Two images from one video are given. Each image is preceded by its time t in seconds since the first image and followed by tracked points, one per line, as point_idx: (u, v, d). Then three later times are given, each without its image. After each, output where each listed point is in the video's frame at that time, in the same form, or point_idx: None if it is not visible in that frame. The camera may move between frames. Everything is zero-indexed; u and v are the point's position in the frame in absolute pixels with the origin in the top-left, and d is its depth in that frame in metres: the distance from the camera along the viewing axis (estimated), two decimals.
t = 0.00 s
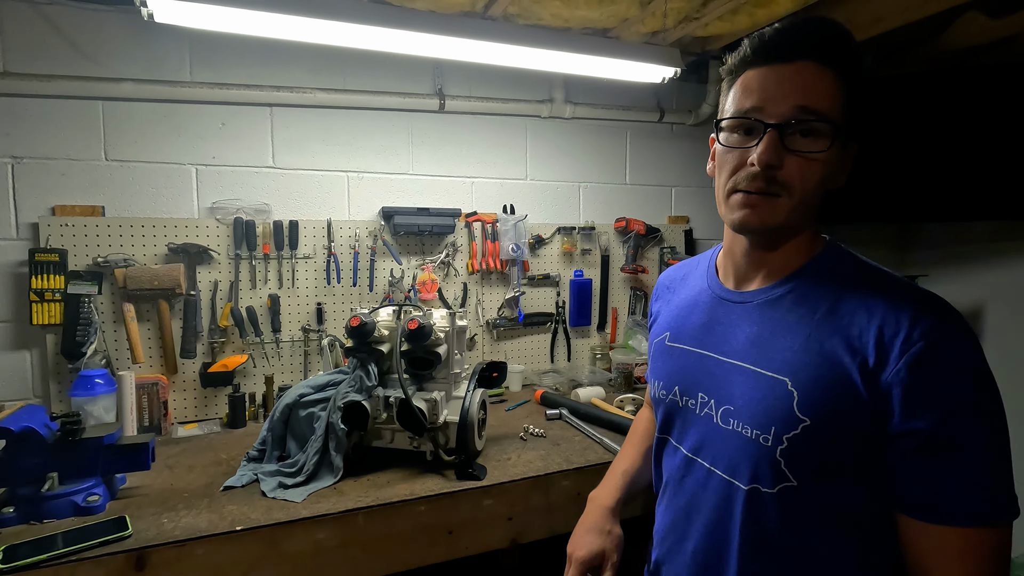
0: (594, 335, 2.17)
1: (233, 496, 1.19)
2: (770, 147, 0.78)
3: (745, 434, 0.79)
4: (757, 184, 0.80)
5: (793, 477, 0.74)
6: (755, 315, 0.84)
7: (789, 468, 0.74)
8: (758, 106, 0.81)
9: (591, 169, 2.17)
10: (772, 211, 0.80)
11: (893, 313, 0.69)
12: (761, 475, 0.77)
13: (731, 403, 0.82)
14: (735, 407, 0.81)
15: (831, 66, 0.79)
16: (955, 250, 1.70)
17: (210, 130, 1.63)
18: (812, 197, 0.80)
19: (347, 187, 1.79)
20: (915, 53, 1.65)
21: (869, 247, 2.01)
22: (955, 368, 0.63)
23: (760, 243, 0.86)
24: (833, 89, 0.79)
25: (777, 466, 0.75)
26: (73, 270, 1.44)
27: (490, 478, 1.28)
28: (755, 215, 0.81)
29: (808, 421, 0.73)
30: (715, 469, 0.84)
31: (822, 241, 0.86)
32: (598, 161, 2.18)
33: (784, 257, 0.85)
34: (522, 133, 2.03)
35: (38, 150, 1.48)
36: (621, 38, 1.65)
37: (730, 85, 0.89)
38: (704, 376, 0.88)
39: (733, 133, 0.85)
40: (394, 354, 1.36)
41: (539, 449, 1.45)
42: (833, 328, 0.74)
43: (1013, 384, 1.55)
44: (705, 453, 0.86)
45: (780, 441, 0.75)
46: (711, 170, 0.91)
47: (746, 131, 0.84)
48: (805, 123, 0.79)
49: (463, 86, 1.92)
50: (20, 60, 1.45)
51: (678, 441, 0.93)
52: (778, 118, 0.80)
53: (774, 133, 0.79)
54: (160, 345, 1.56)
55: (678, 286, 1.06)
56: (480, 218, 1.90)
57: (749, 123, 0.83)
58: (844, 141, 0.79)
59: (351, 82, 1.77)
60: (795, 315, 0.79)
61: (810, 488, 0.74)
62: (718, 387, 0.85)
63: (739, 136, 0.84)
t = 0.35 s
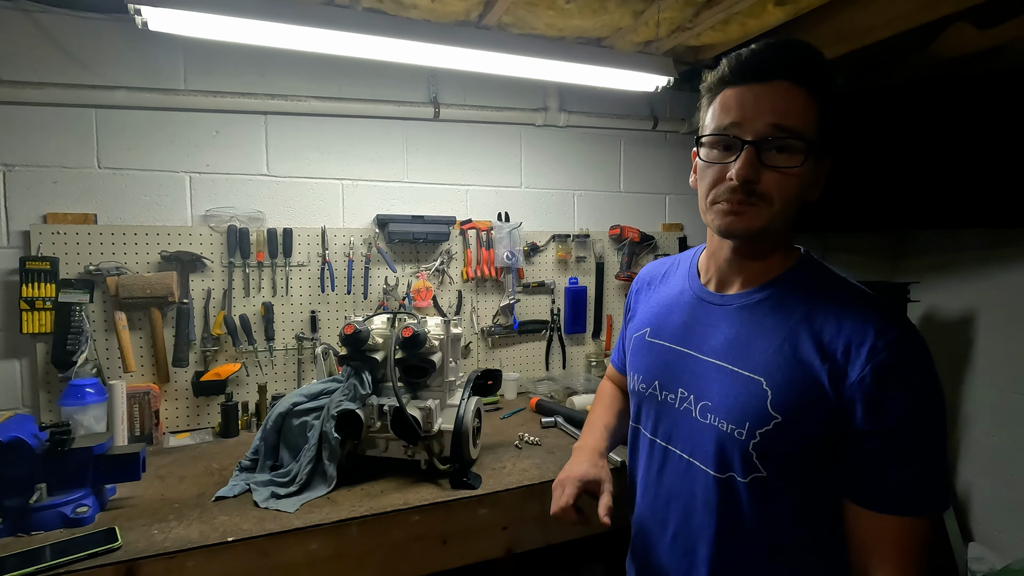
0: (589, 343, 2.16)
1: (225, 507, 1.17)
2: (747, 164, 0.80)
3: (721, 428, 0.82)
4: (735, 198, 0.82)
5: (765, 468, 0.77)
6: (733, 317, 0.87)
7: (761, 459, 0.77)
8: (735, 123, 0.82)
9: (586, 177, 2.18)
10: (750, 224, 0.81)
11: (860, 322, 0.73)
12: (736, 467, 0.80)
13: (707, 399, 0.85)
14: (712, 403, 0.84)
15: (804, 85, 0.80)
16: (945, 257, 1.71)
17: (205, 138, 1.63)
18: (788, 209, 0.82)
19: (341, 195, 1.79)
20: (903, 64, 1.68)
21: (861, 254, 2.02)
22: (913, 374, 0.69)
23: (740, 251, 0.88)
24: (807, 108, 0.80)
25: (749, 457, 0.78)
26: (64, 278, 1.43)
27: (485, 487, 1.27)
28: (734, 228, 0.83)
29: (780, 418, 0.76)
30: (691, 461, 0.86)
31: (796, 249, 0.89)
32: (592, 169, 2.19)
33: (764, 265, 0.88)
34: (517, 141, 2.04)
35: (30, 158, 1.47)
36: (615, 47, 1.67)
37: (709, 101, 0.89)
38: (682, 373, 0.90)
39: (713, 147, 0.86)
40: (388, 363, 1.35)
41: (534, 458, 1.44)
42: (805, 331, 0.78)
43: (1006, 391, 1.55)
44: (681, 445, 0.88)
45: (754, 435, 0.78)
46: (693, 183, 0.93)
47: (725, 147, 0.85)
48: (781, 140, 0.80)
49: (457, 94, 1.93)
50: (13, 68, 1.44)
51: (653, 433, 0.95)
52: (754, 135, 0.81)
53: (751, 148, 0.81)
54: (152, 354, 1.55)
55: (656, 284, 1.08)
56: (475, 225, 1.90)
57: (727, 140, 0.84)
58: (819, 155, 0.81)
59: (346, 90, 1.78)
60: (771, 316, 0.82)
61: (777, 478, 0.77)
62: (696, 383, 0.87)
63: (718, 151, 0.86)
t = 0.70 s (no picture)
0: (585, 348, 2.16)
1: (218, 515, 1.16)
2: (686, 186, 0.84)
3: (704, 424, 0.82)
4: (680, 218, 0.86)
5: (747, 456, 0.78)
6: (706, 319, 0.88)
7: (744, 448, 0.78)
8: (668, 151, 0.87)
9: (582, 182, 2.19)
10: (696, 240, 0.85)
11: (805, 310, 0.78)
12: (721, 462, 0.80)
13: (688, 399, 0.85)
14: (693, 404, 0.84)
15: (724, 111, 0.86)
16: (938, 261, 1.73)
17: (200, 143, 1.63)
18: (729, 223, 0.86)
19: (337, 200, 1.79)
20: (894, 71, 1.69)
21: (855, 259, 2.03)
22: (857, 351, 0.73)
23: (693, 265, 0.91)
24: (732, 134, 0.85)
25: (733, 450, 0.79)
26: (57, 284, 1.42)
27: (481, 493, 1.26)
28: (683, 246, 0.86)
29: (754, 410, 0.78)
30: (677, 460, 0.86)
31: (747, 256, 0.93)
32: (588, 175, 2.19)
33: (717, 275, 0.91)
34: (513, 147, 2.05)
35: (24, 163, 1.46)
36: (611, 53, 1.68)
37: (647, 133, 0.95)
38: (661, 378, 0.90)
39: (655, 175, 0.90)
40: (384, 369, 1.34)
41: (530, 464, 1.44)
42: (767, 325, 0.80)
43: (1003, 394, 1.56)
44: (665, 446, 0.88)
45: (735, 428, 0.79)
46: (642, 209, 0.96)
47: (666, 174, 0.89)
48: (714, 163, 0.85)
49: (454, 100, 1.94)
50: (6, 73, 1.44)
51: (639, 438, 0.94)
52: (690, 161, 0.85)
53: (689, 173, 0.85)
54: (146, 360, 1.53)
55: (623, 301, 1.09)
56: (471, 230, 1.91)
57: (665, 167, 0.88)
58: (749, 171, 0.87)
59: (342, 96, 1.78)
60: (738, 314, 0.84)
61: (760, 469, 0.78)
62: (675, 385, 0.88)
63: (661, 178, 0.89)
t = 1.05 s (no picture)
0: (582, 350, 2.16)
1: (211, 519, 1.15)
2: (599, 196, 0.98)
3: (665, 415, 0.85)
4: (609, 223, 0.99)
5: (700, 450, 0.80)
6: (681, 315, 0.90)
7: (697, 443, 0.80)
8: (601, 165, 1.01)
9: (578, 184, 2.19)
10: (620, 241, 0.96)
11: (785, 310, 0.77)
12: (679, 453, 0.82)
13: (657, 391, 0.88)
14: (658, 395, 0.87)
15: (650, 117, 0.93)
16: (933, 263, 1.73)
17: (193, 145, 1.62)
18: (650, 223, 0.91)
19: (332, 202, 1.78)
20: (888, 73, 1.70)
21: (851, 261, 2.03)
22: (836, 354, 0.72)
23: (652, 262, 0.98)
24: (636, 143, 0.92)
25: (686, 443, 0.81)
26: (49, 287, 1.42)
27: (476, 496, 1.26)
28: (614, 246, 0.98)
29: (710, 404, 0.79)
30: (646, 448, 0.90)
31: (710, 250, 0.91)
32: (584, 177, 2.20)
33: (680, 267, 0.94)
34: (508, 149, 2.05)
35: (16, 166, 1.45)
36: (606, 55, 1.68)
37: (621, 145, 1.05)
38: (640, 368, 0.94)
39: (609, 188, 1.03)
40: (378, 372, 1.34)
41: (526, 467, 1.43)
42: (735, 323, 0.81)
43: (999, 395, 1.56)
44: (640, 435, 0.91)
45: (689, 420, 0.81)
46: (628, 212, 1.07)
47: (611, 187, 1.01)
48: (623, 174, 0.93)
49: (449, 102, 1.93)
50: None
51: (620, 426, 0.99)
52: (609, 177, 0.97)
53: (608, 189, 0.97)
54: (139, 364, 1.52)
55: (636, 291, 1.12)
56: (467, 233, 1.90)
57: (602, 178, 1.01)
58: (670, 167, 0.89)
59: (337, 99, 1.78)
60: (711, 310, 0.86)
61: (715, 466, 0.79)
62: (650, 377, 0.91)
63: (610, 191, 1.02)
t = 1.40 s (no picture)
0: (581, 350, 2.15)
1: (209, 519, 1.15)
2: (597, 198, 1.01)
3: (648, 419, 0.87)
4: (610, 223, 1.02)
5: (672, 458, 0.81)
6: (672, 316, 0.91)
7: (669, 451, 0.81)
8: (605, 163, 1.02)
9: (577, 184, 2.19)
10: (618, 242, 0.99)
11: (765, 324, 0.73)
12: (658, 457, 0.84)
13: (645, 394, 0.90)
14: (646, 397, 0.89)
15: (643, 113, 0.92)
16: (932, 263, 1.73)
17: (192, 144, 1.62)
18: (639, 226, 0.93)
19: (331, 201, 1.78)
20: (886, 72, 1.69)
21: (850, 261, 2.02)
22: (803, 375, 0.67)
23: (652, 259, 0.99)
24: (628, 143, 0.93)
25: (661, 450, 0.83)
26: (47, 287, 1.41)
27: (475, 496, 1.26)
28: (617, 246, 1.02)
29: (682, 412, 0.80)
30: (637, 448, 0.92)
31: (702, 251, 0.89)
32: (583, 177, 2.20)
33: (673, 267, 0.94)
34: (507, 148, 2.05)
35: (13, 165, 1.45)
36: (605, 54, 1.68)
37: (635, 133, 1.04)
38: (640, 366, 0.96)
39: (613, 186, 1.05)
40: (377, 371, 1.33)
41: (525, 467, 1.43)
42: (716, 331, 0.79)
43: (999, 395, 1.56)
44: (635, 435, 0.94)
45: (663, 427, 0.82)
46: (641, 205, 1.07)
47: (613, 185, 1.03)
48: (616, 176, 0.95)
49: (448, 102, 1.93)
50: None
51: (622, 423, 1.01)
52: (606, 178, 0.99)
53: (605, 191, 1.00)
54: (137, 363, 1.52)
55: (651, 285, 1.10)
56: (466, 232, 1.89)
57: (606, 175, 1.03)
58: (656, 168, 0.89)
59: (336, 98, 1.77)
60: (697, 314, 0.85)
61: (687, 474, 0.80)
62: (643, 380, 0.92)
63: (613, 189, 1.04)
